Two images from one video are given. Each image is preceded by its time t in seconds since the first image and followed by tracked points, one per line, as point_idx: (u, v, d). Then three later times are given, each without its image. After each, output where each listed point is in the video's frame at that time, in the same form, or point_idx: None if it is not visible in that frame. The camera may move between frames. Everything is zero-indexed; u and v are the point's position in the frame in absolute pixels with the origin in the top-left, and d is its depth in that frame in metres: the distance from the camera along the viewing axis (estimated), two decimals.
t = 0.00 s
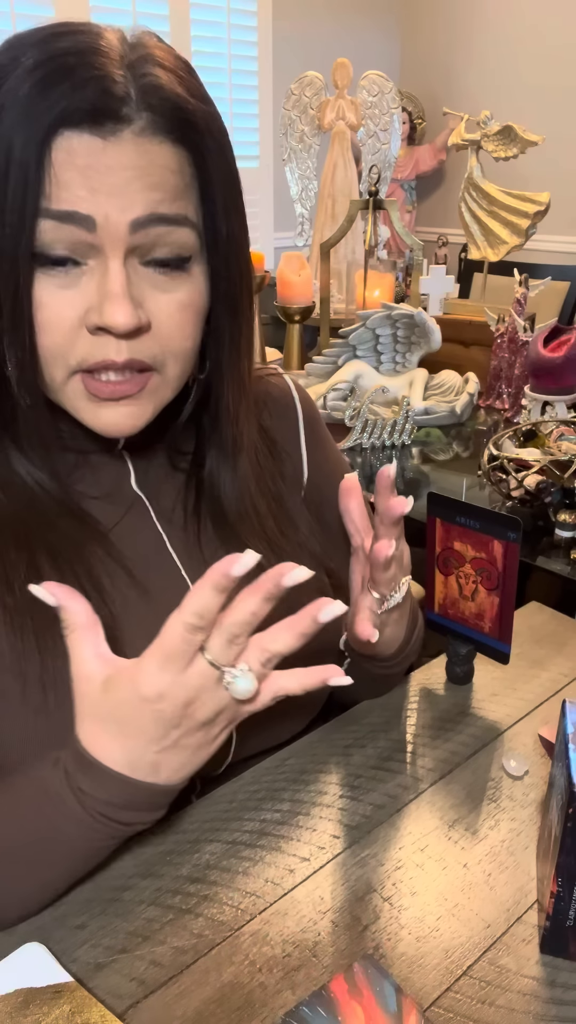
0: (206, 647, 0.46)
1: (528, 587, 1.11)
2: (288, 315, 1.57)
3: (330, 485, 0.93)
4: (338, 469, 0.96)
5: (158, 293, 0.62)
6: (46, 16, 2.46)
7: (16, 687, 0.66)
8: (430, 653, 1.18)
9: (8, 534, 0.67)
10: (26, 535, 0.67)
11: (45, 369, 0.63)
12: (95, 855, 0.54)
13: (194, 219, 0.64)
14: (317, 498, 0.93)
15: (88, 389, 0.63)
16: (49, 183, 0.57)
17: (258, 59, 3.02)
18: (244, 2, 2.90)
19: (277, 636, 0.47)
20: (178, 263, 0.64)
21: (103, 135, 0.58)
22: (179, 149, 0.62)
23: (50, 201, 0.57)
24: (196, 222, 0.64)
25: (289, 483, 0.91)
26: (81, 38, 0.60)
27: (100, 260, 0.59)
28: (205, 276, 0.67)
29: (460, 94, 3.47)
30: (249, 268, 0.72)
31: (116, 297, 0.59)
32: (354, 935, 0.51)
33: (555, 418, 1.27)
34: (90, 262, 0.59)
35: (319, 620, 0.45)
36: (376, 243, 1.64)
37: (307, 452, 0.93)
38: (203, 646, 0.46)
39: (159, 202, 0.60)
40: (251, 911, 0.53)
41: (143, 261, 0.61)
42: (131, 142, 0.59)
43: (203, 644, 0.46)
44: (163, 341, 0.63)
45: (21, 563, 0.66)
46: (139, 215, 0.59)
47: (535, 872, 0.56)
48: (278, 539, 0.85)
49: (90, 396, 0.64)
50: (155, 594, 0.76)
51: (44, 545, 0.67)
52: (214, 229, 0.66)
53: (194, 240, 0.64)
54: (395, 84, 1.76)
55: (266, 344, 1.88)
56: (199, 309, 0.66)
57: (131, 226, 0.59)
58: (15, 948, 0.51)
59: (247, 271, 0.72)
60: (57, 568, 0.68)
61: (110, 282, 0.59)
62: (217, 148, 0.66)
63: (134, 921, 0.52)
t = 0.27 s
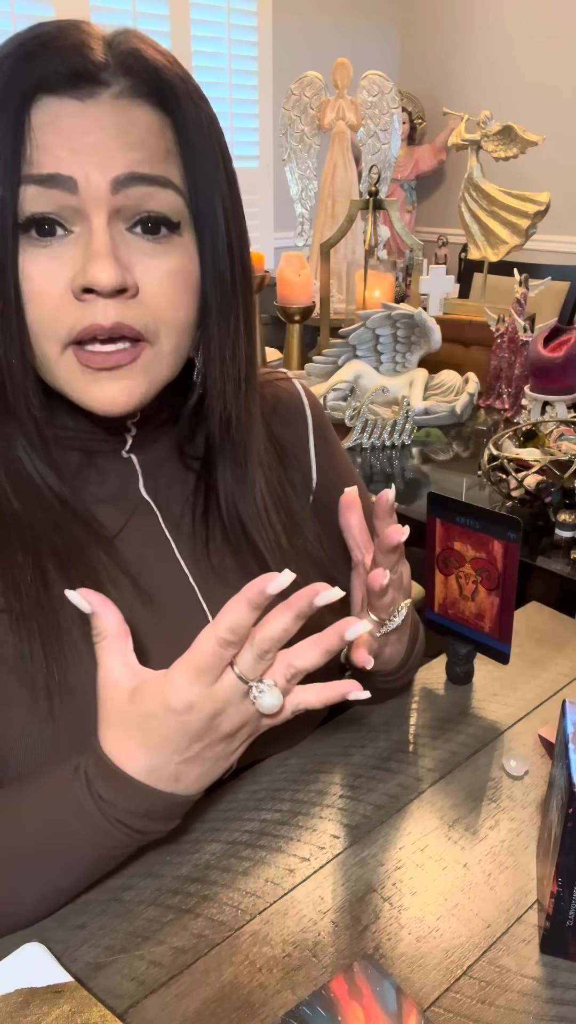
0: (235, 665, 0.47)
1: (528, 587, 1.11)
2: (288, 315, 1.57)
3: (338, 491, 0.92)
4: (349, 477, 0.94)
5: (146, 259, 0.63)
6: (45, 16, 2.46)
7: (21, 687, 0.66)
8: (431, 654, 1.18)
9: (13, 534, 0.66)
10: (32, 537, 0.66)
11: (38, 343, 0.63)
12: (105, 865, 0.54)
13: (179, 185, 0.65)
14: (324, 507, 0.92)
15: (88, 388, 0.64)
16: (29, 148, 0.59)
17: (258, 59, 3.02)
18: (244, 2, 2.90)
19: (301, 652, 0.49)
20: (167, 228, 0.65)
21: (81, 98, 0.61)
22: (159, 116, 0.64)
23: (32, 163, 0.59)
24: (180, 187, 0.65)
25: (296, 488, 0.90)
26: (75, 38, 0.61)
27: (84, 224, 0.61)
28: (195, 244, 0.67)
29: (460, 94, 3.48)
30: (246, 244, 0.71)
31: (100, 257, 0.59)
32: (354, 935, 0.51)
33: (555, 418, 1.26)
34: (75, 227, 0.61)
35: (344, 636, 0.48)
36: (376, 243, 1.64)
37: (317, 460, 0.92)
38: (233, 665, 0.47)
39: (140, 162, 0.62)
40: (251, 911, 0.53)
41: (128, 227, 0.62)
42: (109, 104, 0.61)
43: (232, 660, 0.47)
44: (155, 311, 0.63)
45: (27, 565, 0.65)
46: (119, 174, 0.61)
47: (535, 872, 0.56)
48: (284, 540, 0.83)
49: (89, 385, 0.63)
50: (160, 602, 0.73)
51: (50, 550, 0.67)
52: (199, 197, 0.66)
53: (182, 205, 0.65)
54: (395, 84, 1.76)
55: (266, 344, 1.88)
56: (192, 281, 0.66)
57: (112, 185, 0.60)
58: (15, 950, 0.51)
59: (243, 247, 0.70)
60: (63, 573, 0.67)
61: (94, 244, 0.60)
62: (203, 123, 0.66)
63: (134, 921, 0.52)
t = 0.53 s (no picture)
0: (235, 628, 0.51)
1: (528, 587, 1.11)
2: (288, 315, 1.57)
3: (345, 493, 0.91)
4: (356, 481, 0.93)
5: (142, 245, 0.63)
6: (45, 16, 2.46)
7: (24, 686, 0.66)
8: (431, 654, 1.18)
9: (17, 531, 0.66)
10: (36, 534, 0.67)
11: (36, 330, 0.63)
12: (115, 834, 0.55)
13: (173, 169, 0.65)
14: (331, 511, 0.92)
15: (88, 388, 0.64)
16: (24, 135, 0.60)
17: (258, 58, 3.02)
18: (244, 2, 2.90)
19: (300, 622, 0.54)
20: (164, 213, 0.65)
21: (74, 85, 0.62)
22: (152, 102, 0.64)
23: (26, 151, 0.60)
24: (174, 171, 0.65)
25: (303, 489, 0.89)
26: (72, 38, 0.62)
27: (79, 209, 0.61)
28: (191, 230, 0.67)
29: (459, 94, 3.48)
30: (244, 231, 0.70)
31: (94, 239, 0.60)
32: (355, 935, 0.51)
33: (555, 418, 1.26)
34: (71, 214, 0.61)
35: (333, 604, 0.55)
36: (376, 243, 1.64)
37: (323, 463, 0.91)
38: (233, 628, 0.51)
39: (133, 146, 0.62)
40: (251, 911, 0.53)
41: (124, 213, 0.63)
42: (102, 88, 0.62)
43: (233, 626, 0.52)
44: (151, 295, 0.63)
45: (30, 564, 0.66)
46: (112, 158, 0.61)
47: (535, 872, 0.56)
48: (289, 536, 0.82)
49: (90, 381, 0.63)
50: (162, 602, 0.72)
51: (54, 548, 0.67)
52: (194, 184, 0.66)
53: (177, 189, 0.65)
54: (395, 84, 1.76)
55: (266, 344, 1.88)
56: (190, 265, 0.66)
57: (106, 170, 0.61)
58: (15, 947, 0.51)
59: (241, 233, 0.70)
60: (66, 572, 0.68)
61: (89, 226, 0.61)
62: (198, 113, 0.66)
63: (134, 921, 0.52)
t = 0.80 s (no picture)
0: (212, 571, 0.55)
1: (528, 587, 1.11)
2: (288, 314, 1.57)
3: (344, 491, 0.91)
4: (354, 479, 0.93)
5: (147, 244, 0.62)
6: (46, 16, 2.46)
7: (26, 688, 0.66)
8: (431, 654, 1.18)
9: (17, 531, 0.66)
10: (36, 534, 0.67)
11: (39, 327, 0.63)
12: (105, 795, 0.58)
13: (175, 164, 0.65)
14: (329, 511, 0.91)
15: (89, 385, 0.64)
16: (28, 134, 0.60)
17: (258, 58, 3.02)
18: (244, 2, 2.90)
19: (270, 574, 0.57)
20: (167, 210, 0.65)
21: (76, 83, 0.62)
22: (153, 100, 0.65)
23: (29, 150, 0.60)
24: (177, 167, 0.66)
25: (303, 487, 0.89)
26: (73, 38, 0.62)
27: (84, 208, 0.61)
28: (193, 226, 0.67)
29: (459, 94, 3.48)
30: (241, 227, 0.71)
31: (101, 238, 0.60)
32: (354, 935, 0.51)
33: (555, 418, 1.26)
34: (75, 213, 0.61)
35: (302, 551, 0.58)
36: (375, 243, 1.64)
37: (321, 461, 0.91)
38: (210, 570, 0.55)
39: (137, 143, 0.62)
40: (251, 911, 0.53)
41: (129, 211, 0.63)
42: (104, 87, 0.62)
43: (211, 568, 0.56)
44: (159, 293, 0.63)
45: (31, 563, 0.66)
46: (117, 155, 0.61)
47: (535, 872, 0.56)
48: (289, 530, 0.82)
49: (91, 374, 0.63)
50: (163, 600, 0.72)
51: (54, 547, 0.67)
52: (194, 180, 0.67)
53: (179, 183, 0.66)
54: (395, 84, 1.76)
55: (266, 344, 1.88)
56: (192, 261, 0.66)
57: (110, 167, 0.61)
58: (15, 946, 0.50)
59: (238, 229, 0.70)
60: (68, 571, 0.67)
61: (95, 224, 0.60)
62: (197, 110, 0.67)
63: (133, 922, 0.52)
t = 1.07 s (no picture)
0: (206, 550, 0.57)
1: (528, 587, 1.11)
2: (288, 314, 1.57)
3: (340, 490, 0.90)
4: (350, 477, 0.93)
5: (154, 242, 0.63)
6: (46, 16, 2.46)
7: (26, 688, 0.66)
8: (431, 654, 1.18)
9: (16, 533, 0.67)
10: (36, 534, 0.67)
11: (48, 328, 0.62)
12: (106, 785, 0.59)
13: (177, 164, 0.66)
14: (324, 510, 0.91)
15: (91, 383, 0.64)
16: (34, 134, 0.60)
17: (258, 58, 3.02)
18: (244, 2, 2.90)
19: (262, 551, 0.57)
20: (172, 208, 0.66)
21: (81, 85, 0.62)
22: (155, 99, 0.66)
23: (37, 151, 0.59)
24: (179, 167, 0.67)
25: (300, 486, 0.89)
26: (75, 39, 0.62)
27: (91, 208, 0.61)
28: (194, 224, 0.68)
29: (460, 94, 3.47)
30: (235, 228, 0.73)
31: (111, 236, 0.60)
32: (354, 935, 0.51)
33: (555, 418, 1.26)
34: (82, 213, 0.61)
35: (291, 522, 0.57)
36: (375, 243, 1.65)
37: (317, 461, 0.90)
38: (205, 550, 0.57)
39: (144, 142, 0.63)
40: (250, 911, 0.53)
41: (134, 209, 0.63)
42: (109, 88, 0.63)
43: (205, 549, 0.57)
44: (166, 290, 0.64)
45: (31, 564, 0.66)
46: (124, 154, 0.62)
47: (535, 872, 0.56)
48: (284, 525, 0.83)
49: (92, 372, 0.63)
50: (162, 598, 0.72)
51: (54, 547, 0.67)
52: (194, 179, 0.68)
53: (182, 182, 0.67)
54: (395, 84, 1.76)
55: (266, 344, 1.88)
56: (195, 259, 0.67)
57: (117, 166, 0.61)
58: (15, 946, 0.50)
59: (233, 229, 0.72)
60: (69, 571, 0.67)
61: (103, 224, 0.60)
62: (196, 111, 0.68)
63: (134, 922, 0.52)
